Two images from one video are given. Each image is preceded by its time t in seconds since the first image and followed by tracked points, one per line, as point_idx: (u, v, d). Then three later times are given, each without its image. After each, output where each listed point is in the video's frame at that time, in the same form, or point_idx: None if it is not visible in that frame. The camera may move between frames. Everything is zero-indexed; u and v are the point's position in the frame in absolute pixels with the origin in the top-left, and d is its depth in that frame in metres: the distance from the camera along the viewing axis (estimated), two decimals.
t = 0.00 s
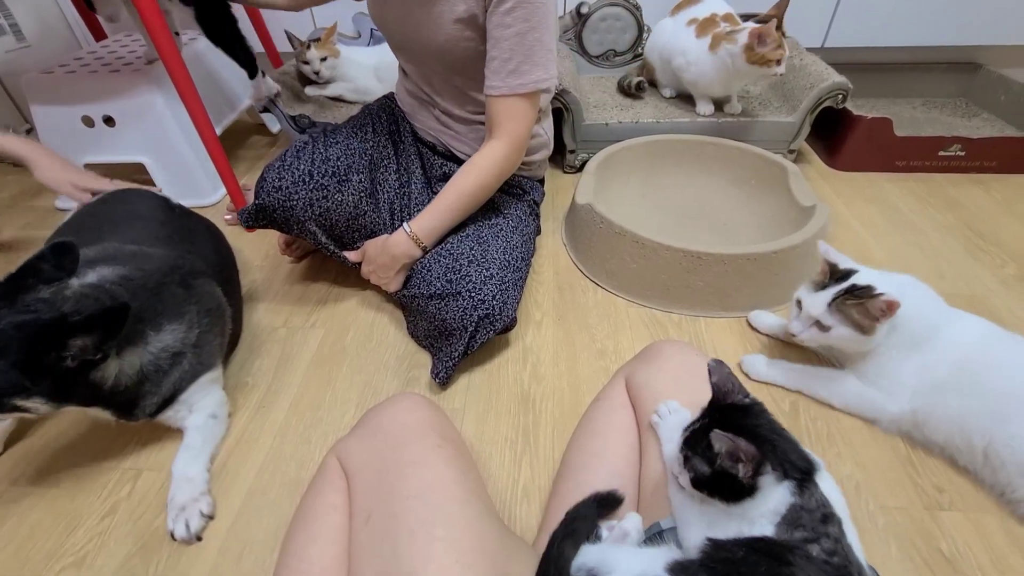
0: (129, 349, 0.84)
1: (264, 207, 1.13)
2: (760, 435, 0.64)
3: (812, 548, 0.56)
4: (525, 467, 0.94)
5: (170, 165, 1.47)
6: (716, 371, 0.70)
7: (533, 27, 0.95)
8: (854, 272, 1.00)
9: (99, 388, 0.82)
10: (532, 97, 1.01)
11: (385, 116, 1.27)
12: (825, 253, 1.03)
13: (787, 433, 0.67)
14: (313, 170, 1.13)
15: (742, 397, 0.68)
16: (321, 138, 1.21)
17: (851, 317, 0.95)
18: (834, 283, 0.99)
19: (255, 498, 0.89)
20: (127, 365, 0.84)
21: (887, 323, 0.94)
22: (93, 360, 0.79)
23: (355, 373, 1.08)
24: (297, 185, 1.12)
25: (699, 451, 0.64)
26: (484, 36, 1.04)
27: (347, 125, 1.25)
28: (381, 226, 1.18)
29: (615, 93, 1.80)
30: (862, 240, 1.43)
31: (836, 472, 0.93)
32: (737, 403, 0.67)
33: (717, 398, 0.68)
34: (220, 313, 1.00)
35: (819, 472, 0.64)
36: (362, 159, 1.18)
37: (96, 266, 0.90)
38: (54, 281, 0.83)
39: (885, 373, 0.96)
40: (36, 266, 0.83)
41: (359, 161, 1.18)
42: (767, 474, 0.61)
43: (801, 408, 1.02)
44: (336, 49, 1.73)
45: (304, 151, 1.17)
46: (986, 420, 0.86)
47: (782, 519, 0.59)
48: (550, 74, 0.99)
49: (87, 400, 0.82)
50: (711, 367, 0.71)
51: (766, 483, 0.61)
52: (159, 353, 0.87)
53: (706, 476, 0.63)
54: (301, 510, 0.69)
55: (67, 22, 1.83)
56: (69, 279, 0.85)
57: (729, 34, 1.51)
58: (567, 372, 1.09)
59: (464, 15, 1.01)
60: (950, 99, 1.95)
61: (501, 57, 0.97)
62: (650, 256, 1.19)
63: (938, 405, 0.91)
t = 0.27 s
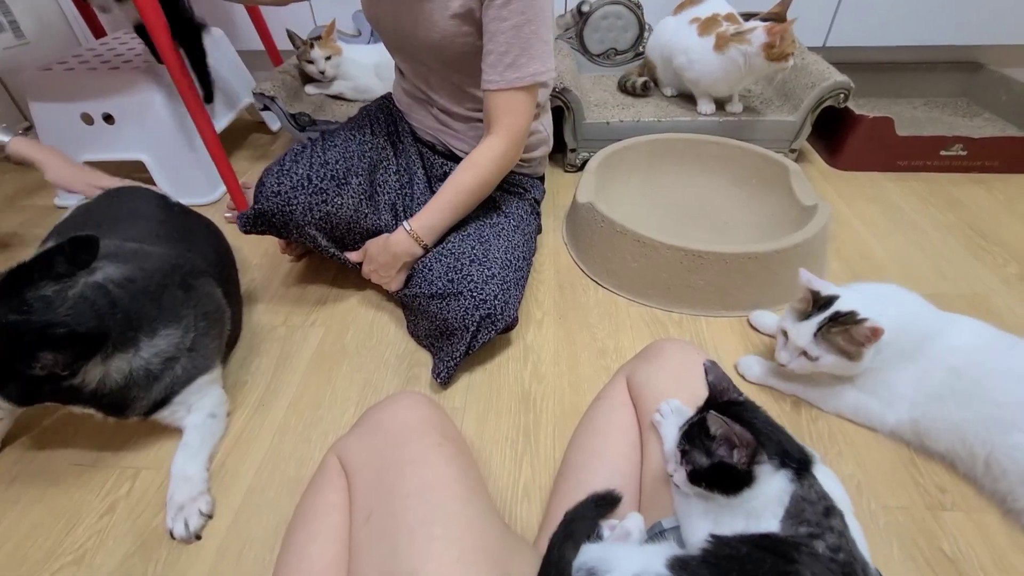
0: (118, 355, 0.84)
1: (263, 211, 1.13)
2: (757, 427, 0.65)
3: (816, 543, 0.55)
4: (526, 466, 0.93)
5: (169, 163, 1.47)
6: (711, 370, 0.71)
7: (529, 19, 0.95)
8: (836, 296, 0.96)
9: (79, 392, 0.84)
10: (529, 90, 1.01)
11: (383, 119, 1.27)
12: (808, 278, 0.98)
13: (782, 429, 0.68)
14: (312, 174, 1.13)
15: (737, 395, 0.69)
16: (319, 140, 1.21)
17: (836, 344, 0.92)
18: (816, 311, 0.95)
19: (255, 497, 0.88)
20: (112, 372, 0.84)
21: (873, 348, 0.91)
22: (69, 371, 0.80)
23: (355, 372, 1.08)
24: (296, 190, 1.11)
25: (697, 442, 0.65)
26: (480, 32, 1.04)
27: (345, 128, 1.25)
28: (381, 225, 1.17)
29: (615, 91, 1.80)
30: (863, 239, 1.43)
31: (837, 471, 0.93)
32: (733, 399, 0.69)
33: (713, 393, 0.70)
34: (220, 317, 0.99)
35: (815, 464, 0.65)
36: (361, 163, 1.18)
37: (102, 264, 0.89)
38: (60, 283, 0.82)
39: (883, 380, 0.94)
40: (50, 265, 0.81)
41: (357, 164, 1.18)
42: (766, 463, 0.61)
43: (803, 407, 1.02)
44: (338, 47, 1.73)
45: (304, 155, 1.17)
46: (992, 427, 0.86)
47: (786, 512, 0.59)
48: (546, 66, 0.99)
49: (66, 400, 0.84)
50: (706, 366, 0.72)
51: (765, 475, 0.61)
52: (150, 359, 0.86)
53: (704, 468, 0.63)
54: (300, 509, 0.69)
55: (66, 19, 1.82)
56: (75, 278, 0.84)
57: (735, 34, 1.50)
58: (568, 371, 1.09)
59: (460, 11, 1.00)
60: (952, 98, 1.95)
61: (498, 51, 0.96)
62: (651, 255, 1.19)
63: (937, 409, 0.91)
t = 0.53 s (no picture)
0: (133, 344, 0.85)
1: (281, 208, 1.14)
2: (767, 433, 0.66)
3: (826, 545, 0.56)
4: (536, 465, 0.94)
5: (189, 154, 1.49)
6: (723, 374, 0.73)
7: (542, 18, 0.95)
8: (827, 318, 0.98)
9: (92, 378, 0.85)
10: (543, 89, 1.01)
11: (401, 119, 1.28)
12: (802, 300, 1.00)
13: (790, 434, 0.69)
14: (331, 172, 1.14)
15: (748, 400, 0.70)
16: (337, 138, 1.22)
17: (829, 365, 0.94)
18: (809, 334, 0.96)
19: (268, 486, 0.89)
20: (126, 360, 0.86)
21: (863, 370, 0.94)
22: (81, 358, 0.82)
23: (367, 367, 1.09)
24: (314, 189, 1.12)
25: (707, 438, 0.67)
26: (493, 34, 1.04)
27: (362, 127, 1.26)
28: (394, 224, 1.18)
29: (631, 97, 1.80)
30: (877, 251, 1.43)
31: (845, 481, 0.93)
32: (744, 403, 0.70)
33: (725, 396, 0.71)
34: (237, 310, 1.00)
35: (821, 468, 0.66)
36: (378, 162, 1.19)
37: (126, 251, 0.91)
38: (84, 269, 0.84)
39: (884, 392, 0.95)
40: (71, 253, 0.83)
41: (375, 163, 1.19)
42: (771, 465, 0.63)
43: (813, 417, 1.03)
44: (358, 46, 1.75)
45: (322, 153, 1.18)
46: (1001, 444, 0.86)
47: (798, 512, 0.59)
48: (559, 65, 0.99)
49: (78, 384, 0.86)
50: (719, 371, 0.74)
51: (771, 475, 0.62)
52: (164, 349, 0.88)
53: (712, 463, 0.65)
54: (315, 499, 0.70)
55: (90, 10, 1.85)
56: (98, 265, 0.86)
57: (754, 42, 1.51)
58: (579, 374, 1.09)
59: (474, 11, 1.01)
60: (968, 113, 1.94)
61: (512, 50, 0.97)
62: (663, 260, 1.19)
63: (947, 423, 0.91)
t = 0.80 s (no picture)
0: (175, 355, 0.88)
1: (324, 224, 1.19)
2: (794, 460, 0.66)
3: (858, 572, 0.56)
4: (564, 482, 0.95)
5: (236, 168, 1.55)
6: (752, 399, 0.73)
7: (573, 43, 0.98)
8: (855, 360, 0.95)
9: (138, 387, 0.88)
10: (575, 111, 1.04)
11: (438, 139, 1.32)
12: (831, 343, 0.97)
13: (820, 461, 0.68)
14: (372, 191, 1.20)
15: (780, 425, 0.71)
16: (376, 157, 1.27)
17: (860, 408, 0.93)
18: (836, 374, 0.95)
19: (305, 490, 0.92)
20: (169, 369, 0.89)
21: (896, 412, 0.94)
22: (128, 368, 0.85)
23: (400, 378, 1.12)
24: (356, 207, 1.18)
25: (733, 461, 0.66)
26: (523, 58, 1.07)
27: (401, 146, 1.31)
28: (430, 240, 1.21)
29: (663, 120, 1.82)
30: (912, 281, 1.42)
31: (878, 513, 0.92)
32: (774, 428, 0.70)
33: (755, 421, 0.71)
34: (275, 319, 1.03)
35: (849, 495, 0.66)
36: (416, 181, 1.24)
37: (171, 265, 0.94)
38: (131, 283, 0.88)
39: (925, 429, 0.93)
40: (119, 268, 0.86)
41: (413, 183, 1.23)
42: (794, 493, 0.62)
43: (846, 446, 1.02)
44: (398, 68, 1.81)
45: (363, 172, 1.23)
46: None
47: (829, 537, 0.59)
48: (590, 87, 1.02)
49: (126, 392, 0.89)
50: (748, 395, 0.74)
51: (794, 501, 0.62)
52: (205, 359, 0.90)
53: (736, 485, 0.65)
54: (353, 505, 0.72)
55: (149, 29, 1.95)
56: (143, 279, 0.89)
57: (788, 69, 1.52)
58: (608, 393, 1.11)
59: (507, 38, 1.04)
60: (1008, 143, 1.91)
61: (544, 74, 1.00)
62: (693, 284, 1.20)
63: (983, 461, 0.89)
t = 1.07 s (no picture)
0: (187, 363, 0.90)
1: (356, 235, 1.23)
2: (830, 487, 0.64)
3: None
4: (589, 498, 0.95)
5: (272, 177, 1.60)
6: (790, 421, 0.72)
7: (610, 64, 0.99)
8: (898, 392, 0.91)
9: (153, 392, 0.90)
10: (607, 130, 1.05)
11: (468, 153, 1.33)
12: (872, 372, 0.92)
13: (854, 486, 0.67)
14: (402, 205, 1.20)
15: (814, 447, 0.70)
16: (408, 170, 1.29)
17: (910, 446, 0.89)
18: (878, 412, 0.91)
19: (331, 495, 0.93)
20: (182, 377, 0.90)
21: (947, 446, 0.90)
22: (140, 376, 0.87)
23: (427, 388, 1.13)
24: (388, 218, 1.19)
25: (764, 481, 0.65)
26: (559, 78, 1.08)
27: (432, 160, 1.33)
28: (459, 251, 1.22)
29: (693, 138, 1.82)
30: (950, 305, 1.38)
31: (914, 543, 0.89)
32: (809, 451, 0.69)
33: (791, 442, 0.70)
34: (297, 327, 1.03)
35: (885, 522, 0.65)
36: (447, 194, 1.25)
37: (193, 273, 0.96)
38: (150, 291, 0.90)
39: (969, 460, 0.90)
40: (142, 278, 0.88)
41: (443, 195, 1.24)
42: (825, 521, 0.61)
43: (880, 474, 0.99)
44: (429, 84, 1.84)
45: (396, 184, 1.24)
46: None
47: (865, 561, 0.58)
48: (624, 107, 1.03)
49: (143, 395, 0.91)
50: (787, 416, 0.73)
51: (827, 528, 0.61)
52: (217, 368, 0.91)
53: (766, 507, 0.64)
54: (381, 511, 0.73)
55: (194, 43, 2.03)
56: (163, 288, 0.91)
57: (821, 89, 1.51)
58: (634, 410, 1.10)
59: (543, 58, 1.05)
60: None
61: (579, 94, 1.01)
62: (722, 302, 1.19)
63: None
